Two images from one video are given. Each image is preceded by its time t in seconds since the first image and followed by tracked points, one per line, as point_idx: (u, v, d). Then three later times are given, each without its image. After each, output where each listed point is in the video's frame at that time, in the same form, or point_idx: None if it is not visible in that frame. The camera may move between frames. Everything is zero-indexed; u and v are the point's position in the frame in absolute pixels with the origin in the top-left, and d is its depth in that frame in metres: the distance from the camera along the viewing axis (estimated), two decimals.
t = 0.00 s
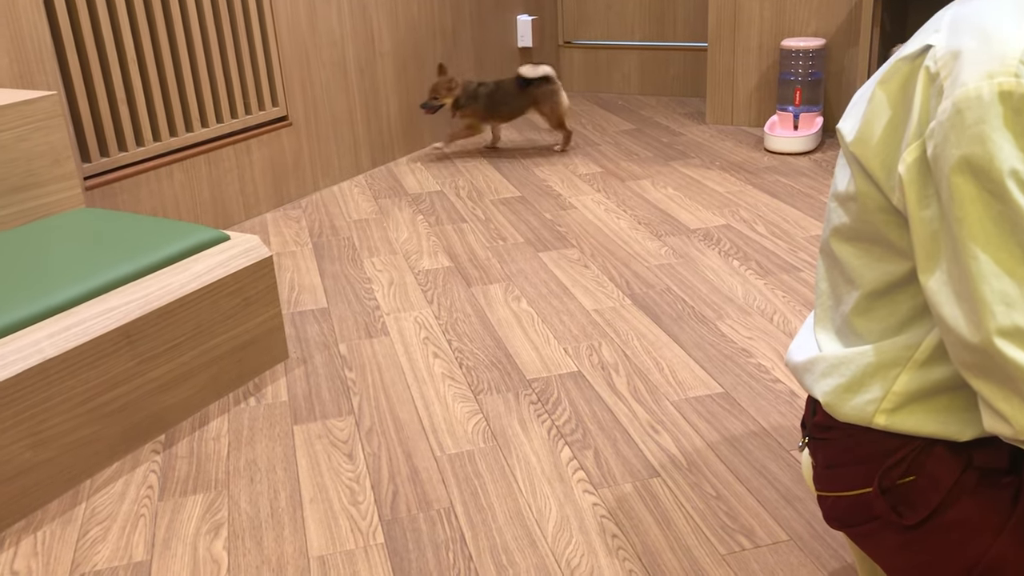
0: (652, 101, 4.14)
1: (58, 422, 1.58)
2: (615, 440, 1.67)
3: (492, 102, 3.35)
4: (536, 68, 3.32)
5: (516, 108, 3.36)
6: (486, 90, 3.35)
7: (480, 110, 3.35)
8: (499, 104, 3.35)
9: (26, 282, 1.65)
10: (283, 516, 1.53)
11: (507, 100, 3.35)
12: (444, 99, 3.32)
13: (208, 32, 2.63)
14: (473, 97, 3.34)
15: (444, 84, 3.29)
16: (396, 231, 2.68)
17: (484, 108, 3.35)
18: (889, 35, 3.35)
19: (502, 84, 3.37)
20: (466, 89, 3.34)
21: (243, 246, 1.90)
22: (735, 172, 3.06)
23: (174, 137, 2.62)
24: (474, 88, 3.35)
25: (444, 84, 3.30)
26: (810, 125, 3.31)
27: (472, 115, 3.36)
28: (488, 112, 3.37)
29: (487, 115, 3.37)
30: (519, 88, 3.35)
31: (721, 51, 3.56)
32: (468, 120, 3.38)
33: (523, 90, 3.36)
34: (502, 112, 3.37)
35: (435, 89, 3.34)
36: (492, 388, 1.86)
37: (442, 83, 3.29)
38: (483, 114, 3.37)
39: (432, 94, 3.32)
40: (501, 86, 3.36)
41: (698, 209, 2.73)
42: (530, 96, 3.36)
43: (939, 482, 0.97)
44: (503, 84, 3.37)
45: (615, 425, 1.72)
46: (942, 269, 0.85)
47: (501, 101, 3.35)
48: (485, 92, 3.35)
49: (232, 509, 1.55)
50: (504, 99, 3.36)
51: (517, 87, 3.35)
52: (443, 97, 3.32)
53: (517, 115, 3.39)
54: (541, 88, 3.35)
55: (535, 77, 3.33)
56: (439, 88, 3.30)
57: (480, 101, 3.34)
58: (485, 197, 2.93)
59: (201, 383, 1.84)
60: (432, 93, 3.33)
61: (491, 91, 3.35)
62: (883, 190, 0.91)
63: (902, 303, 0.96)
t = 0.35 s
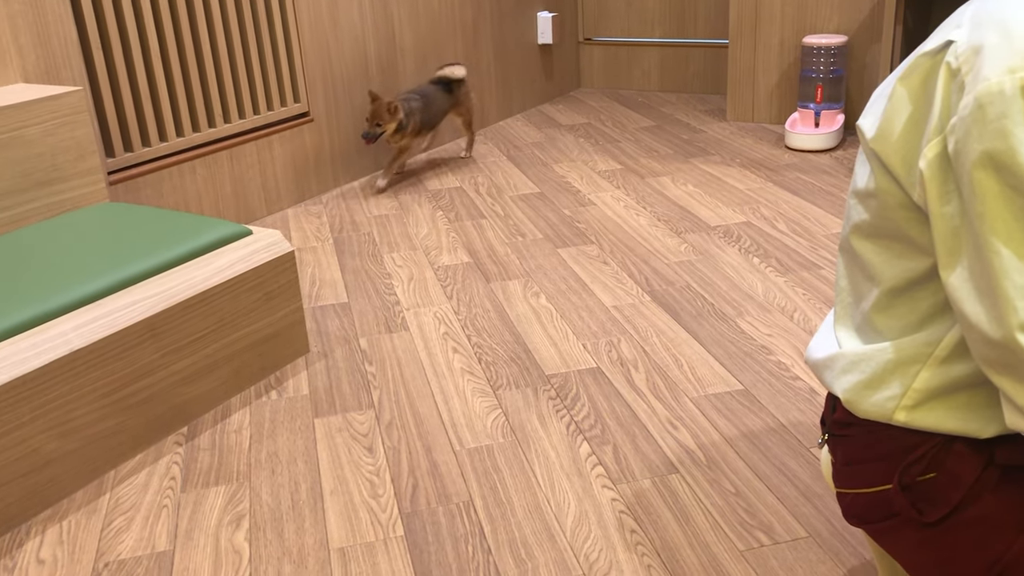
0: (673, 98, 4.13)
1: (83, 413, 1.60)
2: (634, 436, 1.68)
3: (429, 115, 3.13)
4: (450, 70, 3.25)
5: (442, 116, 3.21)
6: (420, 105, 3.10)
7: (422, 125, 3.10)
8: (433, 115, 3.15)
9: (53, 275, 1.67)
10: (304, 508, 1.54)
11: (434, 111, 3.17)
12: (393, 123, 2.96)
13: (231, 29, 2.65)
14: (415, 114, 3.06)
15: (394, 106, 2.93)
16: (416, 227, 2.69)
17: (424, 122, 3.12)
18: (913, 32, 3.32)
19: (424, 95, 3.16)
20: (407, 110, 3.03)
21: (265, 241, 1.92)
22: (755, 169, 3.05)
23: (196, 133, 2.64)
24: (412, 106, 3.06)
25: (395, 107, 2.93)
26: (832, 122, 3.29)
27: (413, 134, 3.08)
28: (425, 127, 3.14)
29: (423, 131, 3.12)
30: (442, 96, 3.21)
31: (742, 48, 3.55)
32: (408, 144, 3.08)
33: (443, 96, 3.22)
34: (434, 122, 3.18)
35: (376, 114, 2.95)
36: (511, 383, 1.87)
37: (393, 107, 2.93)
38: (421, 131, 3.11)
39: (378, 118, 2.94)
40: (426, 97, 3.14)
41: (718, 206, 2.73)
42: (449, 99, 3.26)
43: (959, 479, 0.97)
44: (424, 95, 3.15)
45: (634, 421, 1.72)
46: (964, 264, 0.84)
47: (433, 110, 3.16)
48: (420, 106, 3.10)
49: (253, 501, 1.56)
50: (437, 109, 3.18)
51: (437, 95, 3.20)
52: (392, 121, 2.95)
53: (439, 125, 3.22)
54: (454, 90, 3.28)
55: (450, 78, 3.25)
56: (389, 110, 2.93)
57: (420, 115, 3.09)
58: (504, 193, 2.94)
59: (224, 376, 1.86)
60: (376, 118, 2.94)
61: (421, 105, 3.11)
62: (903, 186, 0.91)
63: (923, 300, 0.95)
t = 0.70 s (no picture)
0: (700, 91, 4.11)
1: (114, 402, 1.63)
2: (659, 429, 1.68)
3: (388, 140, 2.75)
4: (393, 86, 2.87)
5: (396, 139, 2.83)
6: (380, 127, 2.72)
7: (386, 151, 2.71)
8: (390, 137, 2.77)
9: (85, 266, 1.70)
10: (330, 498, 1.56)
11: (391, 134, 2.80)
12: (367, 151, 2.58)
13: (259, 24, 2.67)
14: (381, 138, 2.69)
15: (368, 126, 2.55)
16: (442, 221, 2.70)
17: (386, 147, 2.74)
18: (945, 24, 3.28)
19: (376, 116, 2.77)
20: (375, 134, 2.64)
21: (292, 233, 1.93)
22: (783, 162, 3.03)
23: (226, 126, 2.66)
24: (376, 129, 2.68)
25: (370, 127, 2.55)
26: (861, 116, 3.26)
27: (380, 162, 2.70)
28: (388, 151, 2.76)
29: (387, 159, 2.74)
30: (390, 115, 2.83)
31: (770, 40, 3.52)
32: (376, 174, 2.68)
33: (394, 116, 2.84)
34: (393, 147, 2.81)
35: (348, 136, 2.55)
36: (536, 376, 1.88)
37: (368, 127, 2.55)
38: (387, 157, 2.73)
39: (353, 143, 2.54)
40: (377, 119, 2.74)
41: (745, 200, 2.71)
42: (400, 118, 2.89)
43: (989, 474, 0.96)
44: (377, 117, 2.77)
45: (658, 414, 1.72)
46: (995, 256, 0.84)
47: (388, 132, 2.77)
48: (381, 128, 2.72)
49: (280, 490, 1.58)
50: (392, 131, 2.81)
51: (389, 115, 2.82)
52: (368, 144, 2.57)
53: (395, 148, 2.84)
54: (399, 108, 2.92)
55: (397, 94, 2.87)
56: (365, 130, 2.55)
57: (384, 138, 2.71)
58: (530, 187, 2.94)
59: (252, 366, 1.88)
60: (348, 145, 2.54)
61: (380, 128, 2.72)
62: (934, 177, 0.90)
63: (954, 292, 0.94)
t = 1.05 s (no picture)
0: (740, 78, 4.07)
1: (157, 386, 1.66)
2: (697, 418, 1.67)
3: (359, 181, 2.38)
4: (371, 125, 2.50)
5: (378, 174, 2.48)
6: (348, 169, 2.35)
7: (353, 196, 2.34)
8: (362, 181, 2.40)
9: (129, 252, 1.72)
10: (368, 483, 1.57)
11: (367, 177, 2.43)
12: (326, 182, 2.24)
13: (299, 11, 2.68)
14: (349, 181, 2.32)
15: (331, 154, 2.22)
16: (479, 209, 2.70)
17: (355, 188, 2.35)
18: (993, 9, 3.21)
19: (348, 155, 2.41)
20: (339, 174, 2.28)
21: (332, 221, 1.94)
22: (824, 150, 2.99)
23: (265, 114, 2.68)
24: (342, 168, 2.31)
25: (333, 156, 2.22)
26: (904, 102, 3.20)
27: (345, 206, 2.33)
28: (362, 197, 2.39)
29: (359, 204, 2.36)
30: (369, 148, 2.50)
31: (812, 26, 3.47)
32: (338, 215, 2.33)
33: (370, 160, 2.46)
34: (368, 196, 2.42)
35: (306, 163, 2.23)
36: (573, 364, 1.88)
37: (332, 155, 2.22)
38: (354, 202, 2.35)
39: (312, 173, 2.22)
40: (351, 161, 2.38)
41: (786, 188, 2.68)
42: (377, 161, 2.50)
43: None
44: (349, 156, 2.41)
45: (696, 403, 1.72)
46: None
47: (365, 166, 2.43)
48: (352, 165, 2.38)
49: (320, 474, 1.60)
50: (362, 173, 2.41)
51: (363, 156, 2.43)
52: (329, 174, 2.24)
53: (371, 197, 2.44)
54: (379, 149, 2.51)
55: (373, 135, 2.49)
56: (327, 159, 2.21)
57: (356, 175, 2.36)
58: (567, 175, 2.93)
59: (292, 351, 1.90)
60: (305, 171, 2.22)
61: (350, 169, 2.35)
62: (985, 162, 0.89)
63: (1004, 280, 0.93)
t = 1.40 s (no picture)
0: (784, 69, 4.03)
1: (209, 373, 1.69)
2: (741, 410, 1.67)
3: (408, 183, 2.32)
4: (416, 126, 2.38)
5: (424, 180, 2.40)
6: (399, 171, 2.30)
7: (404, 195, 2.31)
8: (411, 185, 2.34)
9: (182, 242, 1.76)
10: (414, 469, 1.60)
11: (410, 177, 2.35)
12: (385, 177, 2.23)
13: (345, 5, 2.71)
14: (402, 181, 2.29)
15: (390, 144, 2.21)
16: (521, 201, 2.72)
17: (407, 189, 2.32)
18: None
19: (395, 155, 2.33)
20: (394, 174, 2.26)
21: (378, 212, 1.97)
22: (869, 142, 2.96)
23: (311, 107, 2.72)
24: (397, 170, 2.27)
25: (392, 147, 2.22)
26: (952, 94, 3.16)
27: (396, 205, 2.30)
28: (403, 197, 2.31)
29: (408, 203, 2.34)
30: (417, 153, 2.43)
31: (859, 17, 3.43)
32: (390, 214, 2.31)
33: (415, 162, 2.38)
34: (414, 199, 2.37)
35: (368, 157, 2.22)
36: (616, 355, 1.89)
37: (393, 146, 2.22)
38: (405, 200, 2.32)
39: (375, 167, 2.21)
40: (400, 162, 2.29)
41: (830, 180, 2.67)
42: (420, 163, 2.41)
43: None
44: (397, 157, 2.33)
45: (740, 395, 1.72)
46: None
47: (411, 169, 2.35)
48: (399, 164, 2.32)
49: (367, 461, 1.63)
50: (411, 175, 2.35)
51: (408, 160, 2.35)
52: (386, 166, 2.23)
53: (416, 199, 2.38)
54: (421, 151, 2.41)
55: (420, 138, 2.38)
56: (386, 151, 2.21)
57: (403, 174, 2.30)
58: (608, 167, 2.94)
59: (337, 340, 1.93)
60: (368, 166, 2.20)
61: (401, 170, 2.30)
62: None
63: None
